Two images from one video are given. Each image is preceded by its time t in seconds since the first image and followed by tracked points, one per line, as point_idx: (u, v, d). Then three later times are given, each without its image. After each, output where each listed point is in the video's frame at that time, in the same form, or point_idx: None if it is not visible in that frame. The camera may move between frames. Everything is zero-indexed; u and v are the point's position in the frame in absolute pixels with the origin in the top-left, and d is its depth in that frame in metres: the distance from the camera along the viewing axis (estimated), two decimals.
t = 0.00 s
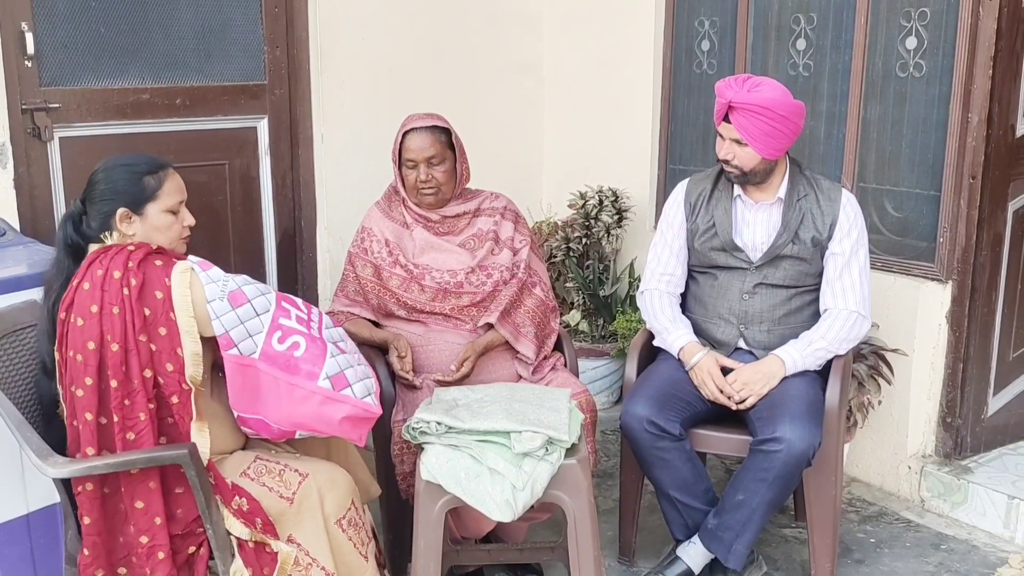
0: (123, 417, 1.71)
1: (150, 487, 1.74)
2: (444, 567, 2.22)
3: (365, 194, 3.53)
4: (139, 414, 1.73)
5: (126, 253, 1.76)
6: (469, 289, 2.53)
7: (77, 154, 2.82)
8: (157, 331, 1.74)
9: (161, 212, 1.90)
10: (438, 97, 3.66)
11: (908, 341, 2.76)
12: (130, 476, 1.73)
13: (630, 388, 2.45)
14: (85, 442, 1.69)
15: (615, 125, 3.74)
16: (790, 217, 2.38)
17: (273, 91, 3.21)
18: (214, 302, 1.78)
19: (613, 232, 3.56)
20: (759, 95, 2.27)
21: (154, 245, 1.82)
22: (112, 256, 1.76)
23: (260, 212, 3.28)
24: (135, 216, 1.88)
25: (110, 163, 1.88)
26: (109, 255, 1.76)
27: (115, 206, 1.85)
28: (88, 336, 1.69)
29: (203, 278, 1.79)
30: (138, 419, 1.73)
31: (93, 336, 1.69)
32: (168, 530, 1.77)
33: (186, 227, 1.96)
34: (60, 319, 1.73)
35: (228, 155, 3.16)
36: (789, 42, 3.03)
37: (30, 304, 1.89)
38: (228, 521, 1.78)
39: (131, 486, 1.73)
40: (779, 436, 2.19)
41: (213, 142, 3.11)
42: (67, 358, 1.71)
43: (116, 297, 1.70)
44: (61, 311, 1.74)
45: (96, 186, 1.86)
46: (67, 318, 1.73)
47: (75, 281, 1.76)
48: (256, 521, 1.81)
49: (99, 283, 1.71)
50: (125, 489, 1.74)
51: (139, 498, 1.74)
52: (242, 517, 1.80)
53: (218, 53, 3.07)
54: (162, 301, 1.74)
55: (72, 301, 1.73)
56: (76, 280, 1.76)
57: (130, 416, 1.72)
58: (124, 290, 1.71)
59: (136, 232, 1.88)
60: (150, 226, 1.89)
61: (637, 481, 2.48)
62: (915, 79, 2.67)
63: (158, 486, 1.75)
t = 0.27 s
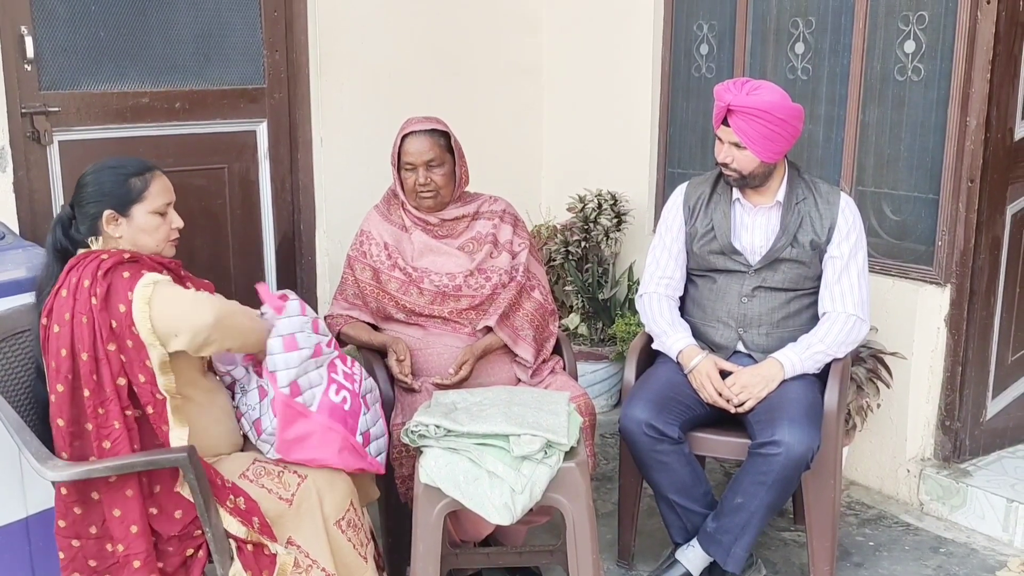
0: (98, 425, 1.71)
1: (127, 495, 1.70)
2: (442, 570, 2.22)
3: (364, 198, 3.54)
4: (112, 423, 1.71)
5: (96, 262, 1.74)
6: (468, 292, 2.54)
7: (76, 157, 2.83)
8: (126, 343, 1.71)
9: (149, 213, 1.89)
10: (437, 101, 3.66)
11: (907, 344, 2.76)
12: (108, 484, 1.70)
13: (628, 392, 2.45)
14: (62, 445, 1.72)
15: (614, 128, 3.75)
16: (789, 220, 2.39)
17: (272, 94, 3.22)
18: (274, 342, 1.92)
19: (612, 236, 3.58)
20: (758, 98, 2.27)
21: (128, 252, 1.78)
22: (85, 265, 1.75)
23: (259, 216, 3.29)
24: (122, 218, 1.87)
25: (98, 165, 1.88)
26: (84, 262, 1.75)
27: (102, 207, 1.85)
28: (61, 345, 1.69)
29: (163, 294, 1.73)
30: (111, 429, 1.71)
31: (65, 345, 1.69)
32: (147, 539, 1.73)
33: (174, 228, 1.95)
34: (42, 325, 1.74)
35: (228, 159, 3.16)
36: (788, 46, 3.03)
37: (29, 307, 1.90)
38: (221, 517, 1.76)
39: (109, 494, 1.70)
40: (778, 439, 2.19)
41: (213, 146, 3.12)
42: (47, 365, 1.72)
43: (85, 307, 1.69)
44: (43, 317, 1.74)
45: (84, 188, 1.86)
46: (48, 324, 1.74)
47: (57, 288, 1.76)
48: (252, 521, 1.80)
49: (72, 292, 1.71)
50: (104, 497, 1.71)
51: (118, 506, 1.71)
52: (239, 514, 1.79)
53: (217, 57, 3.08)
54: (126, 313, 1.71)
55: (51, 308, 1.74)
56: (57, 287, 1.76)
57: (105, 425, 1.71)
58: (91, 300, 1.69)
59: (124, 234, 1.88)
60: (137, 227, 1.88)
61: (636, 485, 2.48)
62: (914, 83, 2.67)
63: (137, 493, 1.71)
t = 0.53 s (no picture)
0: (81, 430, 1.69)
1: (106, 499, 1.69)
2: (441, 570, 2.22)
3: (363, 198, 3.54)
4: (94, 428, 1.69)
5: (90, 267, 1.74)
6: (466, 292, 2.54)
7: (75, 157, 2.83)
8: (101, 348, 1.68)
9: (146, 209, 1.89)
10: (436, 101, 3.66)
11: (906, 344, 2.76)
12: (87, 488, 1.69)
13: (627, 391, 2.45)
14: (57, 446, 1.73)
15: (612, 128, 3.75)
16: (788, 220, 2.39)
17: (272, 94, 3.22)
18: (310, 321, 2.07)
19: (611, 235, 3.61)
20: (756, 98, 2.27)
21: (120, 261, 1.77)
22: (82, 270, 1.75)
23: (258, 216, 3.29)
24: (120, 215, 1.87)
25: (90, 166, 1.87)
26: (82, 267, 1.75)
27: (99, 206, 1.85)
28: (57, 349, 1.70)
29: (120, 311, 1.67)
30: (93, 434, 1.69)
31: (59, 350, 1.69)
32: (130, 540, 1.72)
33: (173, 220, 1.94)
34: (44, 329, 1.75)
35: (227, 158, 3.16)
36: (787, 46, 3.03)
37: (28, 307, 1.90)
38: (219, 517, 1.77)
39: (88, 498, 1.69)
40: (777, 438, 2.19)
41: (212, 146, 3.12)
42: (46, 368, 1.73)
43: (75, 311, 1.69)
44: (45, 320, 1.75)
45: (80, 189, 1.85)
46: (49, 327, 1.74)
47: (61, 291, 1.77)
48: (250, 520, 1.80)
49: (68, 297, 1.71)
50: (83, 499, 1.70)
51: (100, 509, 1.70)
52: (236, 514, 1.79)
53: (216, 57, 3.08)
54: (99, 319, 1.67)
55: (52, 311, 1.74)
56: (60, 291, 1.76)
57: (87, 429, 1.69)
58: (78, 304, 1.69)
59: (124, 232, 1.88)
60: (135, 223, 1.88)
61: (635, 484, 2.48)
62: (913, 83, 2.67)
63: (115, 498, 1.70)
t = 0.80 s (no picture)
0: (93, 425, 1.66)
1: (110, 496, 1.69)
2: (441, 568, 2.22)
3: (363, 196, 3.54)
4: (107, 424, 1.66)
5: (116, 261, 1.69)
6: (466, 291, 2.54)
7: (74, 156, 2.83)
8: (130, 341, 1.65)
9: (153, 203, 1.86)
10: (435, 100, 3.67)
11: (905, 343, 2.77)
12: (92, 484, 1.69)
13: (627, 389, 2.46)
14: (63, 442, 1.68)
15: (612, 127, 3.75)
16: (787, 218, 2.39)
17: (271, 93, 3.22)
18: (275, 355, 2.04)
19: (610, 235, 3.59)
20: (756, 96, 2.27)
21: (144, 253, 1.73)
22: (106, 263, 1.70)
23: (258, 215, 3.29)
24: (128, 212, 1.84)
25: (96, 168, 1.86)
26: (106, 261, 1.71)
27: (106, 203, 1.82)
28: (76, 342, 1.65)
29: (155, 300, 1.64)
30: (105, 430, 1.66)
31: (79, 343, 1.65)
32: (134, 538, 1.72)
33: (180, 215, 1.91)
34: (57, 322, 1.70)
35: (226, 157, 3.17)
36: (786, 45, 3.03)
37: (28, 304, 1.90)
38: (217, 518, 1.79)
39: (93, 493, 1.70)
40: (776, 437, 2.19)
41: (211, 145, 3.12)
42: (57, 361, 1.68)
43: (99, 304, 1.65)
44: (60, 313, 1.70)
45: (87, 189, 1.83)
46: (63, 320, 1.69)
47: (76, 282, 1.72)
48: (250, 519, 1.81)
49: (89, 290, 1.67)
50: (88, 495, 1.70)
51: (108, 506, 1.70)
52: (235, 514, 1.81)
53: (215, 56, 3.08)
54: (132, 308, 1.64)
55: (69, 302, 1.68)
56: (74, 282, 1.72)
57: (99, 425, 1.66)
58: (104, 299, 1.64)
59: (132, 228, 1.85)
60: (143, 218, 1.85)
61: (634, 483, 2.49)
62: (912, 82, 2.67)
63: (119, 495, 1.70)
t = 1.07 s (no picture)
0: (139, 419, 1.69)
1: (149, 492, 1.71)
2: (441, 567, 2.22)
3: (362, 196, 3.55)
4: (155, 421, 1.70)
5: (188, 261, 1.71)
6: (465, 290, 2.54)
7: (74, 155, 2.83)
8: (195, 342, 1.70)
9: (209, 204, 1.85)
10: (435, 99, 3.67)
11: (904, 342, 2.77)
12: (133, 477, 1.70)
13: (626, 388, 2.46)
14: (100, 432, 1.69)
15: (611, 127, 3.75)
16: (786, 217, 2.39)
17: (270, 93, 3.23)
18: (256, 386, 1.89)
19: (608, 234, 3.63)
20: (755, 96, 2.28)
21: (214, 255, 1.77)
22: (174, 260, 1.71)
23: (258, 214, 3.29)
24: (184, 212, 1.83)
25: (150, 167, 1.84)
26: (173, 257, 1.72)
27: (164, 202, 1.81)
28: (132, 334, 1.67)
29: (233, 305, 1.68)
30: (151, 426, 1.70)
31: (136, 336, 1.67)
32: (157, 535, 1.73)
33: (234, 219, 1.92)
34: (108, 310, 1.71)
35: (226, 157, 3.17)
36: (785, 44, 3.03)
37: (28, 303, 1.90)
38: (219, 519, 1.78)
39: (132, 486, 1.71)
40: (775, 436, 2.20)
41: (210, 144, 3.12)
42: (106, 349, 1.69)
43: (166, 302, 1.68)
44: (113, 302, 1.71)
45: (142, 187, 1.82)
46: (114, 309, 1.71)
47: (134, 272, 1.73)
48: (252, 521, 1.80)
49: (155, 285, 1.68)
50: (125, 488, 1.71)
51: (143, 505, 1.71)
52: (236, 516, 1.80)
53: (215, 56, 3.08)
54: (205, 310, 1.68)
55: (129, 291, 1.70)
56: (133, 273, 1.72)
57: (146, 419, 1.70)
58: (175, 297, 1.67)
59: (188, 228, 1.84)
60: (199, 219, 1.84)
61: (633, 482, 2.49)
62: (911, 81, 2.68)
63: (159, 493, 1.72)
